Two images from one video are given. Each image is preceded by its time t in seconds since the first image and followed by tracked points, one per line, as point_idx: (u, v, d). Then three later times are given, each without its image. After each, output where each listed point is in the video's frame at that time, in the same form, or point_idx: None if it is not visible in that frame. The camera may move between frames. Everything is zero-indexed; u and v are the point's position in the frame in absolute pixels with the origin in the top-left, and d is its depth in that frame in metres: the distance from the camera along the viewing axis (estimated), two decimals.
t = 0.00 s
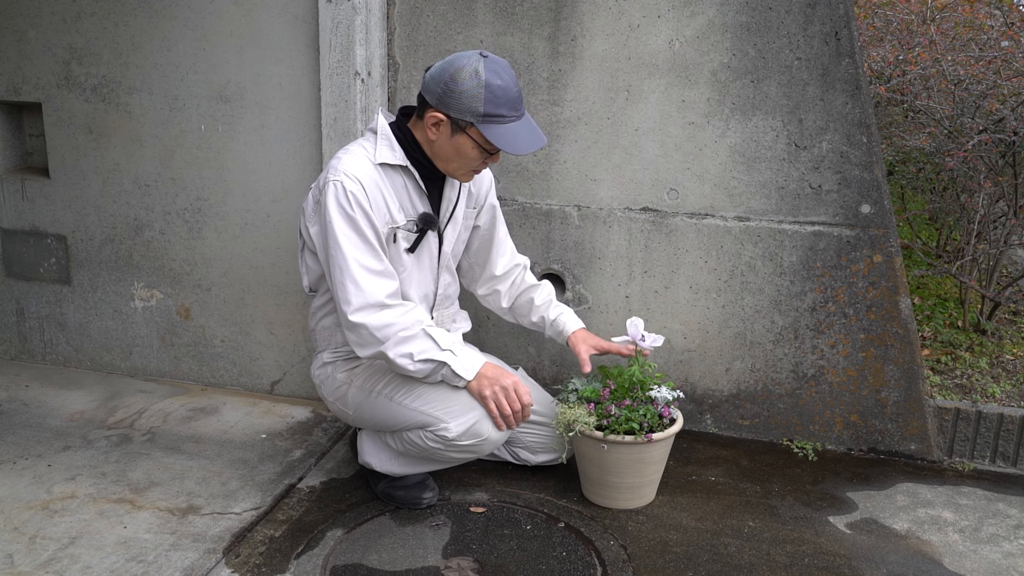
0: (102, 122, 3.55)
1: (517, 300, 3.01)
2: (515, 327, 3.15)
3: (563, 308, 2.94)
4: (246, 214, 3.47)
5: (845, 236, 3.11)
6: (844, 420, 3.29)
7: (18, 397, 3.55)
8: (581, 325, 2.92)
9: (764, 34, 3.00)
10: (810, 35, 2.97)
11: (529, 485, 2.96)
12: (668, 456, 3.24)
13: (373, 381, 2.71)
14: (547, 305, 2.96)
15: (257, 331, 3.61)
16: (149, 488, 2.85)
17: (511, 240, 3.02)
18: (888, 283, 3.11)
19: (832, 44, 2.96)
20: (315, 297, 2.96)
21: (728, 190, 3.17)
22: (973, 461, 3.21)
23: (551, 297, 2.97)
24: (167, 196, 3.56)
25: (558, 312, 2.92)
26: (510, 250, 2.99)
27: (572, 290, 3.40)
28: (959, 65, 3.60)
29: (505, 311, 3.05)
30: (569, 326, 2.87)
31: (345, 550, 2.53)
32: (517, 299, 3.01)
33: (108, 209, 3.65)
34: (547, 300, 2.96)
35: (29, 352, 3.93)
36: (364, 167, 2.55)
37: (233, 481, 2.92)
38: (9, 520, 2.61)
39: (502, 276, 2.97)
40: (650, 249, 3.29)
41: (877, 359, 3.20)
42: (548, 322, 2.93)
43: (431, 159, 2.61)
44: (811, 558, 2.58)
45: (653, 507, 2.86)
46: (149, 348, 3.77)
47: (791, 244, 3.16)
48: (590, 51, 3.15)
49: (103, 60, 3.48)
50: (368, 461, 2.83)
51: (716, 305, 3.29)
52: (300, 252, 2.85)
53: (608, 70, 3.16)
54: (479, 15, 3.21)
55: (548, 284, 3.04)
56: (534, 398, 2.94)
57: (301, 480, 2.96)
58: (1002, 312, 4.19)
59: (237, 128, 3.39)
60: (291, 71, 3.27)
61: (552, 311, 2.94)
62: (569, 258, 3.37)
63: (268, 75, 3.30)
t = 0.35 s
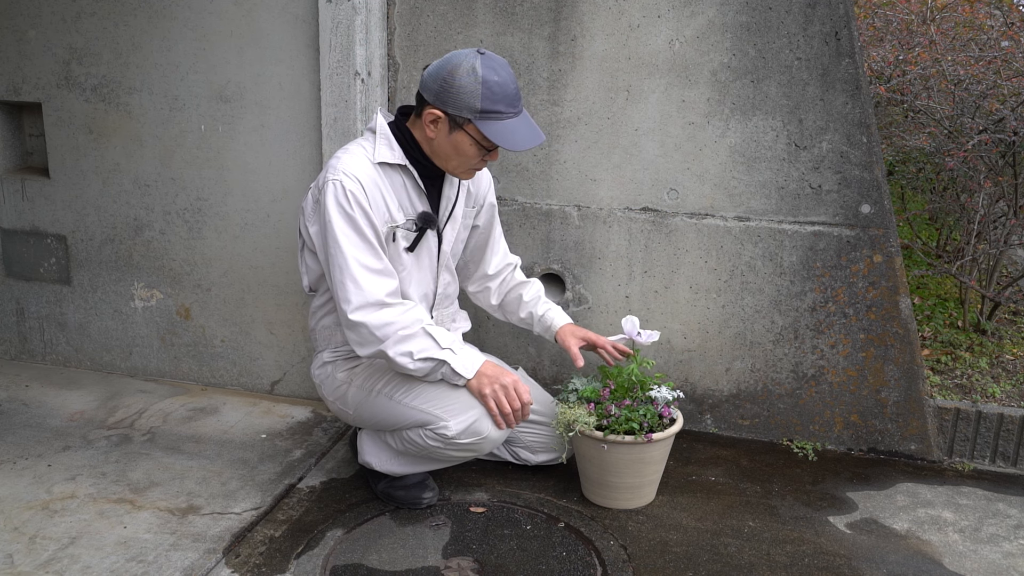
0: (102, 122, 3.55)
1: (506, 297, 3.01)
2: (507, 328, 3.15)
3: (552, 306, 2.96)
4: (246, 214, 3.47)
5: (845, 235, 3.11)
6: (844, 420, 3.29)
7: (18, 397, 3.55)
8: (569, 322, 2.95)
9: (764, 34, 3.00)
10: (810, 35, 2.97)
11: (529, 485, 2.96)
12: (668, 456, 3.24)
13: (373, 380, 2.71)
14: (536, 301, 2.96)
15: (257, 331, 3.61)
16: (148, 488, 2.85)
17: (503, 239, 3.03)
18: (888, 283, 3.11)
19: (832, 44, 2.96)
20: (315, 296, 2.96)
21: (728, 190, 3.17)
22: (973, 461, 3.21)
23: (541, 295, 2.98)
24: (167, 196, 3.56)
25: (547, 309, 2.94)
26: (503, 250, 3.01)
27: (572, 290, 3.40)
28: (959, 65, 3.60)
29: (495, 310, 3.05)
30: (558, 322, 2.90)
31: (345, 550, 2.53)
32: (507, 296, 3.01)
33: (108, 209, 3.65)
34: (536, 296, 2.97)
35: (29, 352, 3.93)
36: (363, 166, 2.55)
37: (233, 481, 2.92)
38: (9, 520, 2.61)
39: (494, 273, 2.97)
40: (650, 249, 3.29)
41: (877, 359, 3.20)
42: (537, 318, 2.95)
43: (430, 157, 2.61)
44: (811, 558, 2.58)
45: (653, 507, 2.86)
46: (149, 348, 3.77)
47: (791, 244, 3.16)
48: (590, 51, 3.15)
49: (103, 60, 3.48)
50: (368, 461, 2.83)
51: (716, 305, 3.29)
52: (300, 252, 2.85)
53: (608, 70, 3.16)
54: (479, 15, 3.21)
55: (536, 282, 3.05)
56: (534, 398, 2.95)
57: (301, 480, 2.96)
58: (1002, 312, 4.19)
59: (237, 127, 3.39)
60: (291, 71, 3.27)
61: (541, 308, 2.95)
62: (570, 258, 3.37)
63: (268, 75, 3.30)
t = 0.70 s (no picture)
0: (102, 122, 3.55)
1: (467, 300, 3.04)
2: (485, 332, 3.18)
3: (506, 317, 2.96)
4: (246, 214, 3.47)
5: (845, 236, 3.11)
6: (844, 420, 3.29)
7: (18, 397, 3.55)
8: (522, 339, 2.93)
9: (764, 34, 3.00)
10: (810, 35, 2.97)
11: (529, 485, 2.96)
12: (668, 456, 3.24)
13: (372, 379, 2.71)
14: (495, 310, 2.97)
15: (257, 331, 3.61)
16: (148, 488, 2.85)
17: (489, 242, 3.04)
18: (888, 283, 3.11)
19: (832, 44, 2.96)
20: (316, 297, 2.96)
21: (729, 190, 3.17)
22: (973, 461, 3.21)
23: (501, 305, 2.98)
24: (167, 195, 3.56)
25: (502, 321, 2.94)
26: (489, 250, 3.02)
27: (572, 290, 3.40)
28: (959, 65, 3.60)
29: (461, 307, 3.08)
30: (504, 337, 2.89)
31: (345, 550, 2.53)
32: (469, 300, 3.03)
33: (108, 209, 3.65)
34: (498, 306, 2.97)
35: (29, 352, 3.93)
36: (364, 167, 2.55)
37: (233, 481, 2.92)
38: (9, 520, 2.61)
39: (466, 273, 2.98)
40: (650, 249, 3.29)
41: (877, 359, 3.19)
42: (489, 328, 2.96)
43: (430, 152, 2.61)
44: (811, 558, 2.58)
45: (653, 507, 2.86)
46: (149, 348, 3.77)
47: (791, 244, 3.16)
48: (590, 51, 3.15)
49: (103, 61, 3.48)
50: (368, 460, 2.82)
51: (716, 305, 3.29)
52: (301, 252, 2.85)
53: (608, 70, 3.16)
54: (479, 15, 3.21)
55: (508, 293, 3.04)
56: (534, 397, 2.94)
57: (301, 480, 2.96)
58: (1002, 312, 4.19)
59: (237, 127, 3.39)
60: (291, 71, 3.27)
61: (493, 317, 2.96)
62: (569, 258, 3.37)
63: (268, 75, 3.30)
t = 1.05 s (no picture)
0: (102, 122, 3.55)
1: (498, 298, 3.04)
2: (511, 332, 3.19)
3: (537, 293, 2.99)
4: (246, 214, 3.47)
5: (845, 236, 3.11)
6: (844, 420, 3.29)
7: (18, 397, 3.55)
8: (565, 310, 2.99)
9: (764, 34, 3.00)
10: (810, 35, 2.97)
11: (529, 485, 2.96)
12: (668, 456, 3.24)
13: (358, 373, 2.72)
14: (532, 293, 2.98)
15: (257, 332, 3.61)
16: (148, 488, 2.85)
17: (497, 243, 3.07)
18: (888, 283, 3.11)
19: (832, 44, 2.96)
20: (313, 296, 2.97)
21: (728, 190, 3.17)
22: (973, 461, 3.21)
23: (529, 285, 3.00)
24: (167, 196, 3.56)
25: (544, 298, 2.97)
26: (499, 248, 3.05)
27: (572, 290, 3.40)
28: (959, 65, 3.60)
29: (491, 309, 3.07)
30: (554, 308, 2.93)
31: (345, 550, 2.53)
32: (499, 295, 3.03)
33: (108, 209, 3.65)
34: (532, 289, 2.99)
35: (29, 352, 3.93)
36: (368, 172, 2.55)
37: (233, 481, 2.92)
38: (9, 520, 2.61)
39: (488, 271, 3.01)
40: (650, 249, 3.29)
41: (877, 359, 3.19)
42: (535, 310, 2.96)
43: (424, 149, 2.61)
44: (811, 558, 2.58)
45: (653, 507, 2.86)
46: (149, 348, 3.77)
47: (791, 244, 3.16)
48: (590, 51, 3.15)
49: (103, 61, 3.48)
50: (364, 461, 2.84)
51: (716, 305, 3.29)
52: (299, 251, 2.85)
53: (608, 70, 3.16)
54: (479, 15, 3.21)
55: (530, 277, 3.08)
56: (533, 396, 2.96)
57: (301, 480, 2.96)
58: (1002, 312, 4.19)
59: (237, 128, 3.39)
60: (291, 71, 3.27)
61: (528, 298, 2.97)
62: (569, 258, 3.37)
63: (268, 75, 3.30)
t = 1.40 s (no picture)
0: (102, 121, 3.55)
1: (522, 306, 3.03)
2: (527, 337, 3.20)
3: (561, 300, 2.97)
4: (246, 214, 3.47)
5: (845, 236, 3.11)
6: (844, 420, 3.29)
7: (18, 397, 3.55)
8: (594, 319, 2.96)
9: (764, 34, 3.00)
10: (810, 35, 2.97)
11: (529, 485, 2.96)
12: (668, 456, 3.24)
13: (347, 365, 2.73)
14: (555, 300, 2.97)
15: (257, 332, 3.61)
16: (148, 488, 2.85)
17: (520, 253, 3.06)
18: (888, 283, 3.11)
19: (832, 44, 2.96)
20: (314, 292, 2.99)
21: (728, 190, 3.17)
22: (973, 461, 3.21)
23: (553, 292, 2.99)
24: (167, 195, 3.56)
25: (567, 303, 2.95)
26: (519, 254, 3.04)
27: (572, 290, 3.40)
28: (959, 65, 3.60)
29: (514, 315, 3.07)
30: (580, 316, 2.91)
31: (345, 550, 2.53)
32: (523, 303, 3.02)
33: (108, 209, 3.65)
34: (558, 295, 2.97)
35: (29, 352, 3.93)
36: (369, 171, 2.58)
37: (233, 481, 2.92)
38: (9, 520, 2.61)
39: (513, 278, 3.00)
40: (650, 249, 3.29)
41: (877, 359, 3.19)
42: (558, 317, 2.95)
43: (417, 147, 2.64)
44: (811, 558, 2.58)
45: (653, 507, 2.86)
46: (149, 348, 3.77)
47: (791, 244, 3.16)
48: (590, 51, 3.15)
49: (103, 60, 3.48)
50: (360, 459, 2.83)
51: (716, 305, 3.29)
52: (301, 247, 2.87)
53: (608, 70, 3.16)
54: (479, 15, 3.21)
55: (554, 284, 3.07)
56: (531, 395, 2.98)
57: (301, 480, 2.96)
58: (1002, 312, 4.19)
59: (237, 127, 3.39)
60: (291, 71, 3.27)
61: (552, 306, 2.96)
62: (569, 258, 3.37)
63: (268, 75, 3.30)
